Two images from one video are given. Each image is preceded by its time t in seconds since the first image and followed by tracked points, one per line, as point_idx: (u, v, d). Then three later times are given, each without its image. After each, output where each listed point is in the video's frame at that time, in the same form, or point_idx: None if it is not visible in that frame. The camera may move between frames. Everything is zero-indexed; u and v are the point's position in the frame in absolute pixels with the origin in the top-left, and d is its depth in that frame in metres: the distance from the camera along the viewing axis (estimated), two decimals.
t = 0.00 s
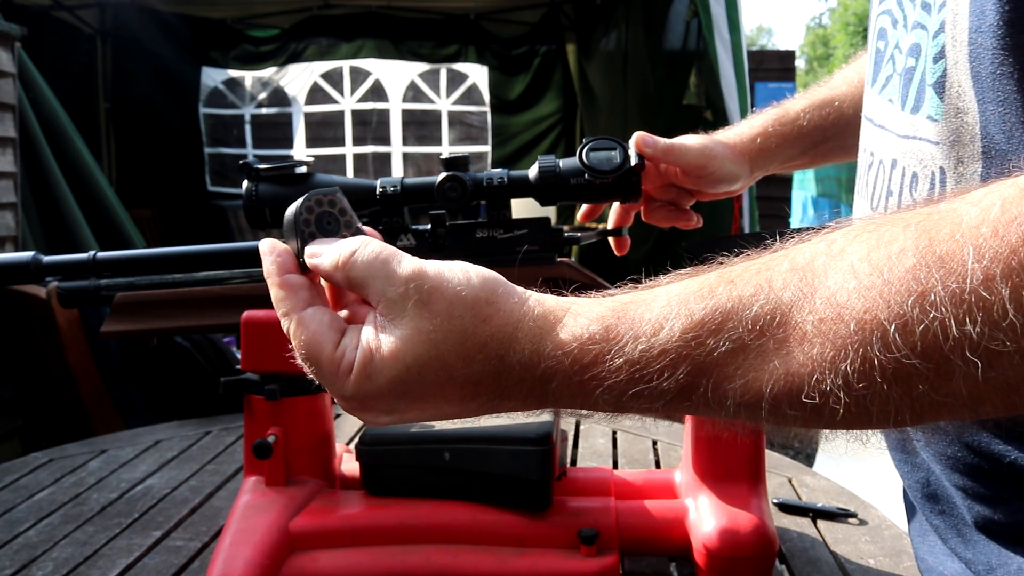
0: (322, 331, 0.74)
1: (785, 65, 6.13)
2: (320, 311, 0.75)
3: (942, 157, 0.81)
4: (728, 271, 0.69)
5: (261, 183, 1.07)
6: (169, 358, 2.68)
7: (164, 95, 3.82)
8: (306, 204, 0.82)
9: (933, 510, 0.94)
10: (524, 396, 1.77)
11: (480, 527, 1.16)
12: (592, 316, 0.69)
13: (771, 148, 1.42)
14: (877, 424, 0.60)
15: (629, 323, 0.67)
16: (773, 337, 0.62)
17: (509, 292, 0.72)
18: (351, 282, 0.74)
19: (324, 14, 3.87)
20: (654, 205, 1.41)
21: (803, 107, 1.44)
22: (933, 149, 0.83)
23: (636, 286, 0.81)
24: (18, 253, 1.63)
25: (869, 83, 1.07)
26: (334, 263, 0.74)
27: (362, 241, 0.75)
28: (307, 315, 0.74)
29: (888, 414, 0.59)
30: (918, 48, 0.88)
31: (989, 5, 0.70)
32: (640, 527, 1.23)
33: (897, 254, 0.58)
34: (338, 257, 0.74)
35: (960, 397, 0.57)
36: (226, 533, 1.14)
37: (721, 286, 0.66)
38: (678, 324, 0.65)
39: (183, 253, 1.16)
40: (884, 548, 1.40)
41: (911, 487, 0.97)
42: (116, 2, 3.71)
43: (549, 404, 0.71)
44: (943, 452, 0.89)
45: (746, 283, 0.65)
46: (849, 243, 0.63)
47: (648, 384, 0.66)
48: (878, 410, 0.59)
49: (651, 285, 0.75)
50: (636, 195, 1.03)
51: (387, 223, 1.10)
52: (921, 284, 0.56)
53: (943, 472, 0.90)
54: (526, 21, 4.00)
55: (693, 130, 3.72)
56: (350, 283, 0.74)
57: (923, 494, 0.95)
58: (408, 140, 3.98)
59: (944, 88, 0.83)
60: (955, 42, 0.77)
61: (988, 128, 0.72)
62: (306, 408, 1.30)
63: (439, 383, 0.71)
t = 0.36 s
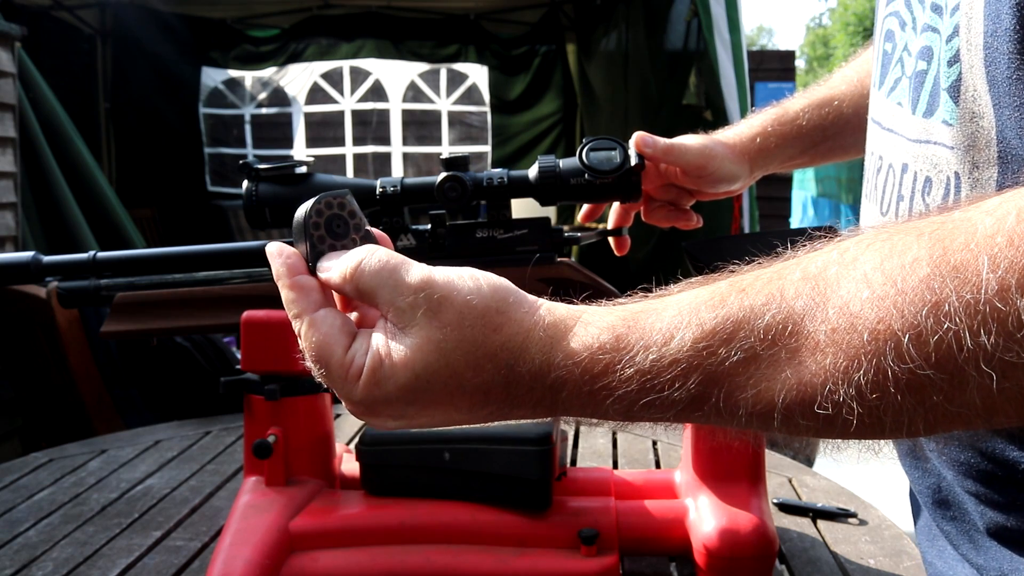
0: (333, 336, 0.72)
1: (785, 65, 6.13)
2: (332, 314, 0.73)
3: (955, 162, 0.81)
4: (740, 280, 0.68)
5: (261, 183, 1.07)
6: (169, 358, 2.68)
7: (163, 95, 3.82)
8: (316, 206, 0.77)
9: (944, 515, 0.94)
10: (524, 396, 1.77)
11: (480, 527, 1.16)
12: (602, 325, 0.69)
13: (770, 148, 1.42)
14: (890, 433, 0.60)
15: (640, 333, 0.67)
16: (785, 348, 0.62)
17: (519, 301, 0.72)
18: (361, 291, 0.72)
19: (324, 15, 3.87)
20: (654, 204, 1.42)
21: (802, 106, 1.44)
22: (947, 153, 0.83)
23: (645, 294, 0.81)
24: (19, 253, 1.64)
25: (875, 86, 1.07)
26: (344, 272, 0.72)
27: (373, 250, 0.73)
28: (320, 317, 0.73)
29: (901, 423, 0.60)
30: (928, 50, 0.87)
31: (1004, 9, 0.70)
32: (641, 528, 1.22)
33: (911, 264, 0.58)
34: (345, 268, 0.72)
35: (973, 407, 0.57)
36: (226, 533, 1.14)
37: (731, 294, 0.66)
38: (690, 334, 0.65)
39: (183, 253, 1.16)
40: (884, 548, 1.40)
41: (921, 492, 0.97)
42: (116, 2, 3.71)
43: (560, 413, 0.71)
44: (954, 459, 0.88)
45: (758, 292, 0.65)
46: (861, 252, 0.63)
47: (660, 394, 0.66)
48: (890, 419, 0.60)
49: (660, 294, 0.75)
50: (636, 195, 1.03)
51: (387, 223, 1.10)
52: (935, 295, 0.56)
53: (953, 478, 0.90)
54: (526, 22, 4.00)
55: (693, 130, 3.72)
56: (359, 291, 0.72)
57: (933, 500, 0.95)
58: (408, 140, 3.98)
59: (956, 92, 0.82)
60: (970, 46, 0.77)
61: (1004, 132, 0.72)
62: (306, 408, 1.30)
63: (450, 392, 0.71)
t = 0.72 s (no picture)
0: (341, 343, 0.72)
1: (785, 65, 6.13)
2: (339, 322, 0.74)
3: (957, 164, 0.81)
4: (743, 286, 0.68)
5: (261, 183, 1.07)
6: (169, 359, 2.68)
7: (163, 95, 3.82)
8: (323, 217, 0.79)
9: (947, 518, 0.94)
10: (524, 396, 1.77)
11: (481, 527, 1.16)
12: (606, 332, 0.69)
13: (771, 149, 1.43)
14: (893, 438, 0.61)
15: (643, 340, 0.67)
16: (788, 355, 0.62)
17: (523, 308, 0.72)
18: (369, 295, 0.73)
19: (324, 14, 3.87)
20: (654, 205, 1.42)
21: (803, 107, 1.44)
22: (949, 155, 0.83)
23: (649, 300, 0.80)
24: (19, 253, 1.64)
25: (876, 88, 1.07)
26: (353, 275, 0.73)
27: (378, 254, 0.74)
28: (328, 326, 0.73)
29: (904, 429, 0.60)
30: (931, 53, 0.87)
31: (1003, 12, 0.70)
32: (642, 528, 1.23)
33: (913, 270, 0.58)
34: (354, 270, 0.73)
35: (976, 413, 0.57)
36: (227, 533, 1.14)
37: (734, 301, 0.66)
38: (693, 341, 0.65)
39: (183, 253, 1.16)
40: (884, 548, 1.40)
41: (925, 495, 0.97)
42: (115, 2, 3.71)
43: (564, 420, 0.71)
44: (957, 462, 0.88)
45: (761, 299, 0.65)
46: (863, 258, 0.63)
47: (664, 401, 0.66)
48: (893, 425, 0.60)
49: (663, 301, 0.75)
50: (636, 195, 1.03)
51: (387, 223, 1.10)
52: (937, 301, 0.56)
53: (957, 482, 0.90)
54: (526, 22, 4.00)
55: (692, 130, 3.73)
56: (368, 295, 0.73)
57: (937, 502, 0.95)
58: (408, 140, 3.98)
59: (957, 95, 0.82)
60: (971, 49, 0.77)
61: (1006, 134, 0.72)
62: (306, 408, 1.30)
63: (453, 398, 0.71)
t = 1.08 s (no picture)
0: (345, 350, 0.72)
1: (785, 65, 6.13)
2: (343, 329, 0.73)
3: (959, 167, 0.81)
4: (745, 292, 0.68)
5: (261, 183, 1.07)
6: (169, 358, 2.68)
7: (163, 95, 3.82)
8: (325, 221, 0.77)
9: (948, 519, 0.94)
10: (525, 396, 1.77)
11: (481, 527, 1.16)
12: (608, 338, 0.69)
13: (771, 149, 1.43)
14: (894, 443, 0.61)
15: (646, 346, 0.67)
16: (790, 361, 0.62)
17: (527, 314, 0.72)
18: (372, 302, 0.72)
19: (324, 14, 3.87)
20: (655, 205, 1.41)
21: (803, 107, 1.44)
22: (952, 157, 0.83)
23: (650, 306, 0.81)
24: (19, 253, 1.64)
25: (878, 90, 1.07)
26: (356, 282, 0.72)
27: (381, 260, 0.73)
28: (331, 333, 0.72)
29: (906, 434, 0.60)
30: (933, 55, 0.87)
31: (1004, 17, 0.70)
32: (642, 528, 1.23)
33: (914, 277, 0.58)
34: (357, 277, 0.72)
35: (977, 418, 0.58)
36: (227, 533, 1.14)
37: (736, 308, 0.66)
38: (695, 348, 0.65)
39: (183, 253, 1.16)
40: (884, 548, 1.40)
41: (926, 495, 0.97)
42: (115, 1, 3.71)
43: (568, 425, 0.71)
44: (959, 464, 0.88)
45: (763, 305, 0.65)
46: (865, 264, 0.63)
47: (667, 408, 0.66)
48: (895, 430, 0.60)
49: (664, 308, 0.75)
50: (636, 195, 1.03)
51: (386, 223, 1.10)
52: (939, 308, 0.56)
53: (959, 484, 0.90)
54: (526, 21, 4.00)
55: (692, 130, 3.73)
56: (371, 304, 0.72)
57: (939, 504, 0.95)
58: (408, 140, 3.98)
59: (959, 98, 0.82)
60: (971, 53, 0.77)
61: (1008, 138, 0.72)
62: (306, 408, 1.30)
63: (457, 404, 0.71)
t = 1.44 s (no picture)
0: (345, 348, 0.72)
1: (785, 65, 6.14)
2: (346, 325, 0.73)
3: (957, 167, 0.81)
4: (742, 295, 0.68)
5: (261, 183, 1.07)
6: (169, 358, 2.68)
7: (163, 95, 3.82)
8: (327, 211, 0.76)
9: (945, 517, 0.94)
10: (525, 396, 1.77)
11: (480, 527, 1.16)
12: (607, 342, 0.69)
13: (771, 149, 1.43)
14: (891, 444, 0.61)
15: (645, 349, 0.67)
16: (788, 365, 0.62)
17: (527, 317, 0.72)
18: (376, 306, 0.71)
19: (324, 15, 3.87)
20: (654, 205, 1.41)
21: (803, 107, 1.44)
22: (950, 157, 0.83)
23: (650, 308, 0.80)
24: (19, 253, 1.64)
25: (877, 89, 1.07)
26: (361, 286, 0.72)
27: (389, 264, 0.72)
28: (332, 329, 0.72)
29: (901, 436, 0.60)
30: (933, 55, 0.87)
31: (1002, 17, 0.70)
32: (642, 528, 1.23)
33: (909, 280, 0.58)
34: (363, 282, 0.72)
35: (972, 419, 0.58)
36: (227, 533, 1.14)
37: (734, 311, 0.66)
38: (693, 351, 0.65)
39: (183, 253, 1.16)
40: (884, 548, 1.40)
41: (922, 494, 0.97)
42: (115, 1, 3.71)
43: (567, 427, 0.71)
44: (956, 463, 0.88)
45: (761, 308, 0.65)
46: (860, 267, 0.63)
47: (666, 411, 0.66)
48: (891, 432, 0.60)
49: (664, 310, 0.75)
50: (636, 195, 1.03)
51: (387, 223, 1.10)
52: (933, 310, 0.56)
53: (956, 483, 0.90)
54: (526, 21, 4.00)
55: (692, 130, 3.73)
56: (374, 307, 0.72)
57: (935, 503, 0.95)
58: (408, 140, 3.98)
59: (958, 98, 0.82)
60: (969, 54, 0.77)
61: (1006, 138, 0.72)
62: (306, 409, 1.30)
63: (457, 405, 0.71)
